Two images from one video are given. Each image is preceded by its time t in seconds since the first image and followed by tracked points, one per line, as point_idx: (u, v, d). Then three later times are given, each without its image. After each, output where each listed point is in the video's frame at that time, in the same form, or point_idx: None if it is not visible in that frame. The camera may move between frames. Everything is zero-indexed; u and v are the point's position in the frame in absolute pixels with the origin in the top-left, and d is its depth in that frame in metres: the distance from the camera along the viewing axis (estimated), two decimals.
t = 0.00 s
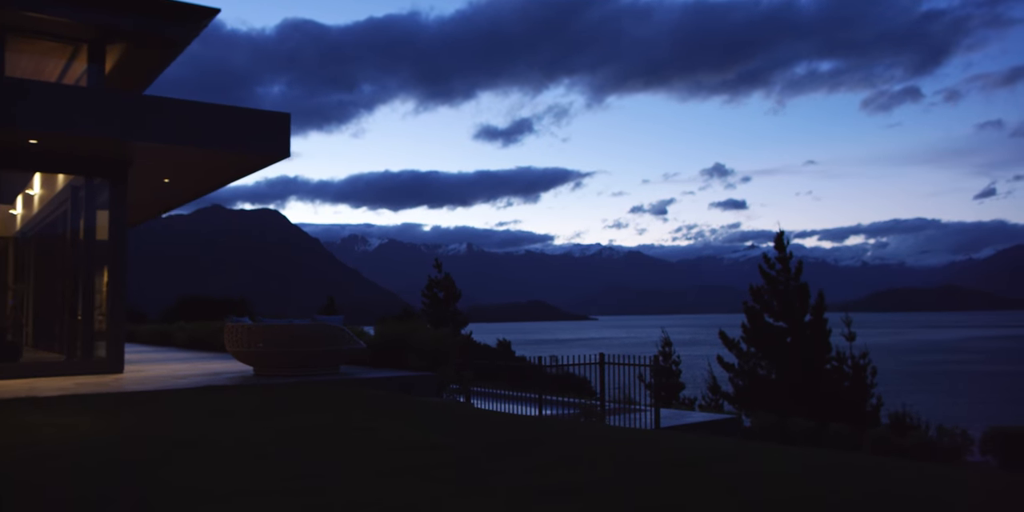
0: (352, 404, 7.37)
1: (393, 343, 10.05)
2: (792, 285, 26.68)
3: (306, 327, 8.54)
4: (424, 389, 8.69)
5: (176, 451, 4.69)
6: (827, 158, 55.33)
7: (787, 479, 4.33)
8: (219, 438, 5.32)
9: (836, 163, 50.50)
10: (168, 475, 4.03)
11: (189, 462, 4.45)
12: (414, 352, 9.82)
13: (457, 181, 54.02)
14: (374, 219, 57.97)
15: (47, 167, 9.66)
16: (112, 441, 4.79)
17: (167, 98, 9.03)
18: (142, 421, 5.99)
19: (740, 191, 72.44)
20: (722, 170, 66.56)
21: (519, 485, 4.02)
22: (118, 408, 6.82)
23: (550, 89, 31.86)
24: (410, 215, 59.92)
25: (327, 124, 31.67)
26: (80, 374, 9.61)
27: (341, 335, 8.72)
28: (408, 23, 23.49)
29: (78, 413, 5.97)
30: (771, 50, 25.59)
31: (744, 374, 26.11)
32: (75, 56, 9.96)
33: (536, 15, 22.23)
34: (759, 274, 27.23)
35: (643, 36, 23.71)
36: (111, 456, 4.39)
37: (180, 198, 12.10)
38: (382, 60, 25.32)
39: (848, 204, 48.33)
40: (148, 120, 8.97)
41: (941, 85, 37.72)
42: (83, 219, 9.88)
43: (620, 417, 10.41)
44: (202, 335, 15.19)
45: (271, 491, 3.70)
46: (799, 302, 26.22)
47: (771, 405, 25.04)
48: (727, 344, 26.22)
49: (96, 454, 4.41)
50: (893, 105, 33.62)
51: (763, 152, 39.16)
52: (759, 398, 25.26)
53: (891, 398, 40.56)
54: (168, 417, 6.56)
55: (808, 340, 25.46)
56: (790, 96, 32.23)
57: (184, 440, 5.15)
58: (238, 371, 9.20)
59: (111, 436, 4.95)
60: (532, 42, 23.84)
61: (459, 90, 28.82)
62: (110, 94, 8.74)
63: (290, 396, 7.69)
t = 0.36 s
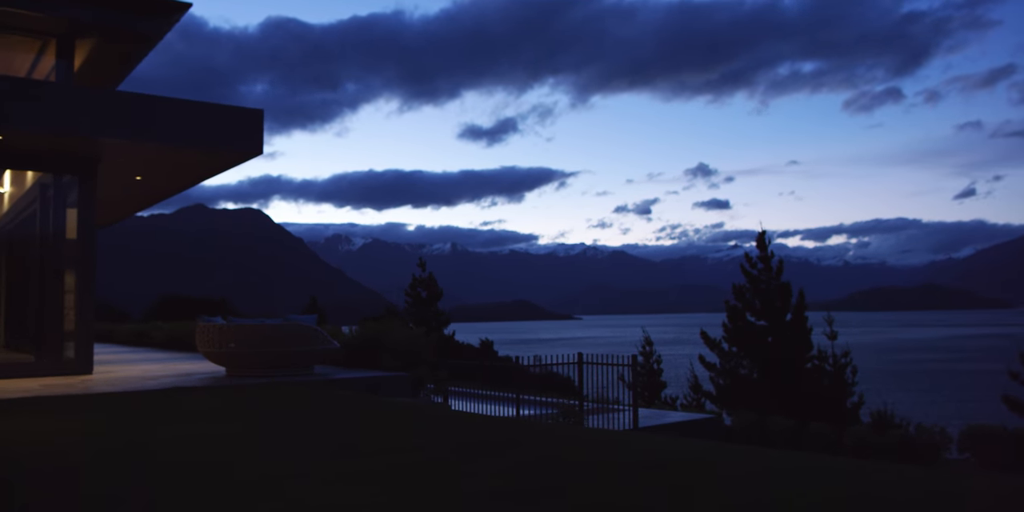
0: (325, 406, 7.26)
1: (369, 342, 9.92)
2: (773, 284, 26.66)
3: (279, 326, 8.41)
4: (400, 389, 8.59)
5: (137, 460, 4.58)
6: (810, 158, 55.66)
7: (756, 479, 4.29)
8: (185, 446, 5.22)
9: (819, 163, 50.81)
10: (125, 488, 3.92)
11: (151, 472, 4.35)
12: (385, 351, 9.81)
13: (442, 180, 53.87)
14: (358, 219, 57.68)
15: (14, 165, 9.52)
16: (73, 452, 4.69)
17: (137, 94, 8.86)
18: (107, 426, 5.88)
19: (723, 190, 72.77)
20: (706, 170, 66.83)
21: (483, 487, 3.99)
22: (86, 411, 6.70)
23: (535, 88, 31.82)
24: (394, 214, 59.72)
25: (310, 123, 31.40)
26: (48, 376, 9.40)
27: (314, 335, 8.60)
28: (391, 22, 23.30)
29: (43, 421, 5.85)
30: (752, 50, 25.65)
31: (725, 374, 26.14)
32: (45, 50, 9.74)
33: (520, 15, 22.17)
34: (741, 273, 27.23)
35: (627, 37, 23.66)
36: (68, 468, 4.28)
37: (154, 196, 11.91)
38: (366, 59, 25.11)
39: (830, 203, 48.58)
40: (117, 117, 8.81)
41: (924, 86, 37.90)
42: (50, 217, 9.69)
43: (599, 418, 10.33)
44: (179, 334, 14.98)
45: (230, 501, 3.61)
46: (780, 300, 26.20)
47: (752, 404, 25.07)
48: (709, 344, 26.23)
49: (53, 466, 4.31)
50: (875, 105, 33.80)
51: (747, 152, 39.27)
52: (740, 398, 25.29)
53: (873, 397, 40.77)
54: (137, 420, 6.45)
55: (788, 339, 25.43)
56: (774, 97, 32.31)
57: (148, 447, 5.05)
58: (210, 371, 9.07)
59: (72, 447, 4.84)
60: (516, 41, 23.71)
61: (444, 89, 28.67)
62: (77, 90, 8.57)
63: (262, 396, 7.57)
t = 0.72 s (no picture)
0: (298, 407, 7.15)
1: (344, 343, 9.81)
2: (754, 284, 26.74)
3: (251, 326, 8.28)
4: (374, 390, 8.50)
5: (101, 467, 4.45)
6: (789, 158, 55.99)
7: (734, 481, 4.24)
8: (151, 450, 5.11)
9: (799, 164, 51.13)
10: (92, 489, 3.84)
11: (120, 474, 4.26)
12: (363, 352, 9.73)
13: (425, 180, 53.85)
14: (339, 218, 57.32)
15: None
16: (33, 460, 4.56)
17: (109, 90, 8.71)
18: (72, 431, 5.73)
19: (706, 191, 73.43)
20: (689, 170, 67.46)
21: (453, 489, 3.93)
22: (52, 413, 6.55)
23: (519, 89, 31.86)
24: (377, 213, 59.53)
25: (292, 122, 31.10)
26: (13, 378, 9.20)
27: (288, 335, 8.48)
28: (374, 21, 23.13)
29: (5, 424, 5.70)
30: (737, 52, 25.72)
31: (706, 374, 26.15)
32: (11, 45, 9.54)
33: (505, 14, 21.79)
34: (722, 273, 27.31)
35: (612, 37, 23.61)
36: (30, 474, 4.15)
37: (124, 194, 11.74)
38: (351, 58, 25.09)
39: (812, 205, 49.01)
40: (88, 114, 8.66)
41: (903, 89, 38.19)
42: (15, 214, 9.48)
43: (575, 419, 10.27)
44: (152, 334, 14.78)
45: (197, 503, 3.52)
46: (761, 301, 26.26)
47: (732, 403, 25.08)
48: (690, 344, 26.27)
49: (15, 473, 4.18)
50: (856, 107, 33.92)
51: (729, 153, 39.46)
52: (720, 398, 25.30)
53: (852, 397, 40.94)
54: (104, 421, 6.29)
55: (768, 340, 25.48)
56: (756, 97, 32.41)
57: (115, 454, 4.92)
58: (180, 372, 8.91)
59: (34, 454, 4.70)
60: (500, 40, 23.59)
61: (429, 90, 28.51)
62: (46, 86, 8.39)
63: (234, 397, 7.45)
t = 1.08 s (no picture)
0: (265, 410, 7.00)
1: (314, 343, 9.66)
2: (732, 285, 26.75)
3: (216, 326, 8.12)
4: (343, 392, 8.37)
5: (54, 472, 4.30)
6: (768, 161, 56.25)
7: (705, 485, 4.17)
8: (108, 453, 4.95)
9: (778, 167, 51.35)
10: (36, 496, 3.67)
11: (72, 479, 4.11)
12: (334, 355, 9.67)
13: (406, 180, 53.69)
14: (318, 218, 56.91)
15: None
16: None
17: (73, 86, 8.54)
18: (27, 434, 5.56)
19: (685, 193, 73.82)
20: (668, 171, 67.79)
21: (413, 496, 3.81)
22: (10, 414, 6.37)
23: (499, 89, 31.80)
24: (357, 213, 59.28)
25: (271, 121, 30.77)
26: None
27: (255, 335, 8.32)
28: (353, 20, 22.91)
29: None
30: (716, 54, 25.77)
31: (684, 374, 26.15)
32: None
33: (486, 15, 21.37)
34: (700, 274, 27.30)
35: (592, 38, 23.60)
36: None
37: (90, 191, 11.52)
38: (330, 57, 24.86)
39: (790, 207, 49.38)
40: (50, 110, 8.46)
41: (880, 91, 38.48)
42: None
43: (548, 421, 10.17)
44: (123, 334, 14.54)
45: None
46: (738, 301, 26.27)
47: (710, 404, 25.09)
48: (668, 345, 26.27)
49: None
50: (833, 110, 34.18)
51: (708, 154, 39.61)
52: (698, 398, 25.31)
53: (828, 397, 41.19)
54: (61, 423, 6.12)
55: (746, 340, 25.49)
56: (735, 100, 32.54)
57: (70, 457, 4.76)
58: (144, 374, 8.74)
59: None
60: (481, 41, 23.40)
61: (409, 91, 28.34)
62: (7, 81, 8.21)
63: (200, 400, 7.26)
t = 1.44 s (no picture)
0: (231, 411, 6.86)
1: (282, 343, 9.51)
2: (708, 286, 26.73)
3: (180, 326, 7.96)
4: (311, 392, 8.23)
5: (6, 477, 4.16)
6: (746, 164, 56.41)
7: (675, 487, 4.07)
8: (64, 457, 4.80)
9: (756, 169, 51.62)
10: None
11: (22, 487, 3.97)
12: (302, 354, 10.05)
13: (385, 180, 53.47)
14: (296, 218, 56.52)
15: None
16: None
17: (34, 80, 8.32)
18: None
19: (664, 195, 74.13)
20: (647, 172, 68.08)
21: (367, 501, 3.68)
22: None
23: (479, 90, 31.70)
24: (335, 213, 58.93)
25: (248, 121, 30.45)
26: None
27: (219, 336, 8.17)
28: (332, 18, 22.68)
29: None
30: (694, 55, 25.79)
31: (661, 374, 26.15)
32: None
33: (467, 13, 21.24)
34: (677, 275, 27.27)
35: (572, 37, 23.54)
36: None
37: (54, 188, 11.27)
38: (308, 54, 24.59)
39: (768, 209, 49.71)
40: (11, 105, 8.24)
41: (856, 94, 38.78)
42: None
43: (521, 422, 10.08)
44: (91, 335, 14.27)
45: None
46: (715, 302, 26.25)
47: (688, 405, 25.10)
48: (646, 345, 26.26)
49: None
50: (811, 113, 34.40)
51: (686, 155, 39.73)
52: (675, 398, 25.32)
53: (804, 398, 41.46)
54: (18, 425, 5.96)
55: (722, 341, 25.49)
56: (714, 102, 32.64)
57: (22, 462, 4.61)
58: (108, 375, 8.57)
59: None
60: (462, 42, 23.22)
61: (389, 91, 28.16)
62: None
63: (158, 402, 7.08)
